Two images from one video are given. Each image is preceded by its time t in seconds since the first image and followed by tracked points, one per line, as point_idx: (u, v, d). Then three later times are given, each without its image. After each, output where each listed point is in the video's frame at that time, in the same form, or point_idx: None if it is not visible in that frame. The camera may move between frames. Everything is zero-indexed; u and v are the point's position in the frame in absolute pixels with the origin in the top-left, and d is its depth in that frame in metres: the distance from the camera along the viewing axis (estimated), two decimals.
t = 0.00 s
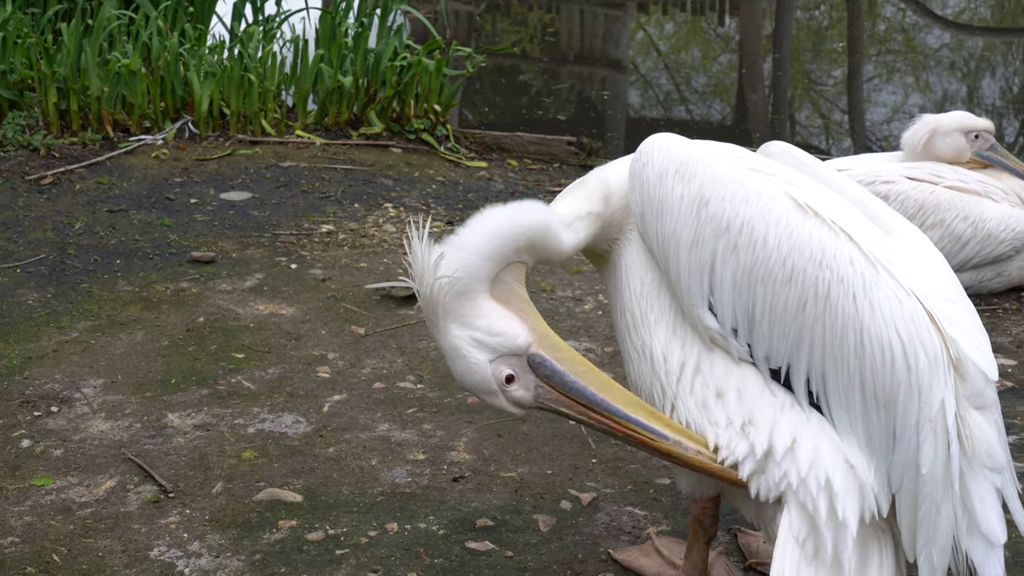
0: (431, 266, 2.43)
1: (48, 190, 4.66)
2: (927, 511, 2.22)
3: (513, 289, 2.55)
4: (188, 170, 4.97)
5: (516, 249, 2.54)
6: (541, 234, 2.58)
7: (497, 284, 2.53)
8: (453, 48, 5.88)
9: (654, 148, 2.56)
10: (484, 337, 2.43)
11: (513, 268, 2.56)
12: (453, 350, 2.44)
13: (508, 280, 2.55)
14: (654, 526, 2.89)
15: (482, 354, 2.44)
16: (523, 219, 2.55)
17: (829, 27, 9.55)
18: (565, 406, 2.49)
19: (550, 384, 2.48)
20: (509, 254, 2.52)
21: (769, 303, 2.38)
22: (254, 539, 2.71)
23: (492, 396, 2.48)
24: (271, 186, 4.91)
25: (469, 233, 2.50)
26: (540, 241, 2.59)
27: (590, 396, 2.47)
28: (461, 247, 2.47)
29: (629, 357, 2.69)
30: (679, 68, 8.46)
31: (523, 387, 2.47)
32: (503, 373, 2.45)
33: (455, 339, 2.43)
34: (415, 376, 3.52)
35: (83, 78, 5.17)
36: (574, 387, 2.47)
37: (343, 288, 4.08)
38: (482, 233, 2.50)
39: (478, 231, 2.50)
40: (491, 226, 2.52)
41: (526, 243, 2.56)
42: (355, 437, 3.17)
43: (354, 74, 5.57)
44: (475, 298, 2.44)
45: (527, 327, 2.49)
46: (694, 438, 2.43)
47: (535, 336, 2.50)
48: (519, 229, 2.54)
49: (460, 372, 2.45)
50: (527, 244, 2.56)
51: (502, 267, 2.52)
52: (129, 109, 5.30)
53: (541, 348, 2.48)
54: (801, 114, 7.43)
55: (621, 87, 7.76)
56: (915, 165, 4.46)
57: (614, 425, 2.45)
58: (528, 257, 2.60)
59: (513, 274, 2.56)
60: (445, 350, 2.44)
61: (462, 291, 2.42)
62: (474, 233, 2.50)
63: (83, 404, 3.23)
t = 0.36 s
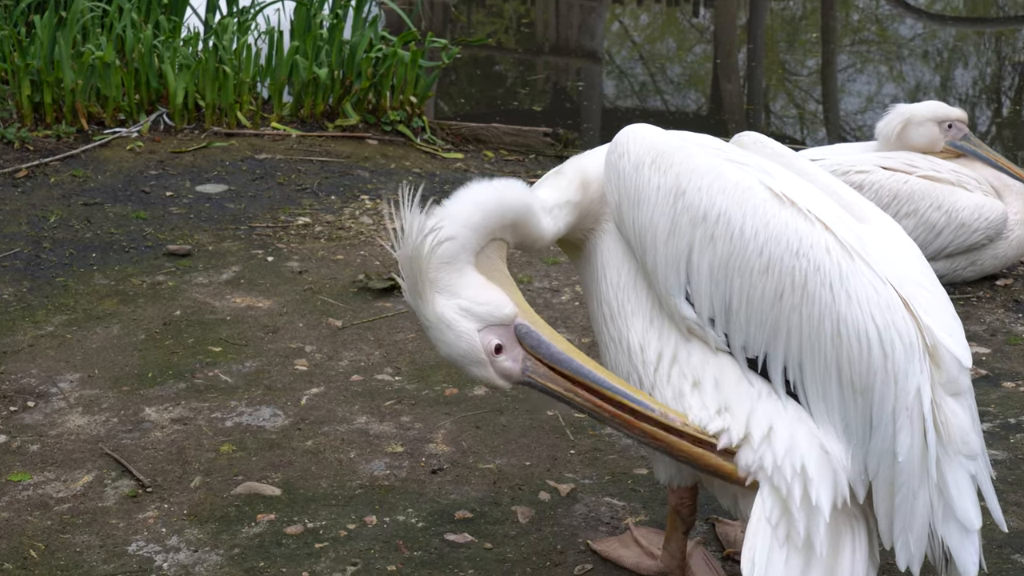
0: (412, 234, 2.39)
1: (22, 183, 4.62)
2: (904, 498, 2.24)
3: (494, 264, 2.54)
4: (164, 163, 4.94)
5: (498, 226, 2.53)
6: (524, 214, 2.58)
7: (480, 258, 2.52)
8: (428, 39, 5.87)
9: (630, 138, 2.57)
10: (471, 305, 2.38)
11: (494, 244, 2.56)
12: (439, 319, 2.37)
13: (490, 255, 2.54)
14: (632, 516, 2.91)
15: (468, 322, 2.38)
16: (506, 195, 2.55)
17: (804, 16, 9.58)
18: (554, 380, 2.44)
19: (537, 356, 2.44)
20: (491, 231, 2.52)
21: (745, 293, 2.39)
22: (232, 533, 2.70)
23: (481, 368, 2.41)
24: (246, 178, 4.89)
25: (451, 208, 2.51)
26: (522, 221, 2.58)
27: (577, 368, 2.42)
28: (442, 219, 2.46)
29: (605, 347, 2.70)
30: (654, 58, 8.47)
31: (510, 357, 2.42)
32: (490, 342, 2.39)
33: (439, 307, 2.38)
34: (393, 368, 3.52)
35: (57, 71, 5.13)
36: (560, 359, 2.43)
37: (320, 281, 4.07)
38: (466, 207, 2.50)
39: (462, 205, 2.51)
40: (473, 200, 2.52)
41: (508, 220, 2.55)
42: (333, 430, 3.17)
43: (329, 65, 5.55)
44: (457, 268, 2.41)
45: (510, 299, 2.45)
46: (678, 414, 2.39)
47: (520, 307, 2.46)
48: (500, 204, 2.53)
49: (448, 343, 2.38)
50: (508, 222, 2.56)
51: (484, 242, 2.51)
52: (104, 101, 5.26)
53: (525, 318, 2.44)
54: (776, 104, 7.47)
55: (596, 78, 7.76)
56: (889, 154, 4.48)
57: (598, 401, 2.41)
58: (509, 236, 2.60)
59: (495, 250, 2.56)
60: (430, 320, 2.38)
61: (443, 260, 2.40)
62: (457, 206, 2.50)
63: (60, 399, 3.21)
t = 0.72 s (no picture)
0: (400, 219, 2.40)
1: None
2: (883, 490, 2.26)
3: (481, 253, 2.52)
4: (139, 158, 4.91)
5: (490, 216, 2.51)
6: (514, 207, 2.55)
7: (469, 247, 2.51)
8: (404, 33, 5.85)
9: (607, 132, 2.57)
10: (451, 292, 2.37)
11: (483, 233, 2.54)
12: (418, 303, 2.37)
13: (479, 244, 2.53)
14: (611, 510, 2.91)
15: (448, 310, 2.37)
16: (499, 186, 2.53)
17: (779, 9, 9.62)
18: (531, 369, 2.43)
19: (516, 347, 2.42)
20: (482, 220, 2.50)
21: (723, 286, 2.40)
22: (210, 530, 2.69)
23: (458, 357, 2.40)
24: (222, 173, 4.86)
25: (444, 195, 2.50)
26: (511, 214, 2.55)
27: (556, 358, 2.41)
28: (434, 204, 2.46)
29: (584, 341, 2.70)
30: (630, 51, 8.48)
31: (489, 347, 2.41)
32: (467, 331, 2.38)
33: (420, 292, 2.37)
34: (371, 364, 3.51)
35: (31, 65, 5.09)
36: (540, 351, 2.42)
37: (297, 276, 4.05)
38: (460, 194, 2.49)
39: (457, 193, 2.49)
40: (466, 187, 2.51)
41: (497, 211, 2.53)
42: (311, 425, 3.16)
43: (305, 59, 5.53)
44: (443, 255, 2.40)
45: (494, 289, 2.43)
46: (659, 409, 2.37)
47: (503, 298, 2.44)
48: (491, 193, 2.51)
49: (427, 330, 2.37)
50: (498, 213, 2.53)
51: (473, 230, 2.49)
52: (78, 96, 5.23)
53: (506, 309, 2.42)
54: (751, 98, 7.50)
55: (572, 72, 7.77)
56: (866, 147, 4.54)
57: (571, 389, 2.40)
58: (497, 228, 2.57)
59: (484, 241, 2.54)
60: (409, 303, 2.37)
61: (430, 246, 2.39)
62: (451, 194, 2.49)
63: (36, 395, 3.19)
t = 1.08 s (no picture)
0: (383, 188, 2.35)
1: None
2: (858, 487, 2.27)
3: (461, 234, 2.52)
4: (114, 155, 4.88)
5: (470, 194, 2.51)
6: (491, 189, 2.54)
7: (449, 226, 2.50)
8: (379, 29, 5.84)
9: (581, 128, 2.57)
10: (442, 267, 2.35)
11: (461, 213, 2.53)
12: (410, 278, 2.32)
13: (458, 224, 2.52)
14: (590, 508, 2.92)
15: (439, 281, 2.33)
16: (477, 165, 2.51)
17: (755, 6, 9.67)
18: (519, 350, 2.43)
19: (503, 325, 2.42)
20: (462, 198, 2.50)
21: (698, 282, 2.41)
22: (188, 529, 2.68)
23: (448, 331, 2.34)
24: (198, 170, 4.84)
25: (422, 170, 2.48)
26: (488, 198, 2.55)
27: (540, 339, 2.43)
28: (413, 179, 2.43)
29: (561, 338, 2.71)
30: (606, 48, 8.50)
31: (478, 324, 2.38)
32: (460, 305, 2.35)
33: (410, 267, 2.33)
34: (349, 361, 3.51)
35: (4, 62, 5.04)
36: (527, 331, 2.43)
37: (273, 273, 4.04)
38: (439, 170, 2.47)
39: (435, 168, 2.48)
40: (446, 164, 2.49)
41: (476, 191, 2.52)
42: (289, 424, 3.15)
43: (280, 56, 5.50)
44: (426, 230, 2.39)
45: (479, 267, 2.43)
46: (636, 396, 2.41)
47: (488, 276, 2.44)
48: (471, 170, 2.50)
49: (417, 302, 2.31)
50: (476, 194, 2.53)
51: (453, 209, 2.48)
52: (53, 94, 5.19)
53: (493, 287, 2.41)
54: (727, 94, 7.54)
55: (548, 69, 7.78)
56: (840, 144, 4.57)
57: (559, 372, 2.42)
58: (475, 210, 2.57)
59: (463, 220, 2.54)
60: (400, 279, 2.32)
61: (414, 219, 2.37)
62: (430, 169, 2.47)
63: (12, 395, 3.16)
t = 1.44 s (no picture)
0: (349, 211, 2.38)
1: None
2: (839, 486, 2.28)
3: (431, 247, 2.53)
4: (89, 156, 4.86)
5: (438, 205, 2.51)
6: (461, 196, 2.54)
7: (420, 239, 2.51)
8: (355, 29, 5.83)
9: (560, 127, 2.58)
10: (414, 280, 2.35)
11: (431, 225, 2.54)
12: (381, 294, 2.32)
13: (428, 236, 2.53)
14: (569, 508, 2.93)
15: (411, 296, 2.34)
16: (443, 173, 2.51)
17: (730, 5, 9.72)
18: (496, 359, 2.43)
19: (478, 334, 2.43)
20: (431, 210, 2.50)
21: (678, 282, 2.42)
22: (167, 531, 2.67)
23: (422, 345, 2.35)
24: (173, 171, 4.81)
25: (388, 185, 2.48)
26: (459, 204, 2.55)
27: (517, 347, 2.44)
28: (379, 195, 2.44)
29: (541, 338, 2.71)
30: (582, 47, 8.52)
31: (453, 334, 2.39)
32: (433, 317, 2.35)
33: (381, 283, 2.33)
34: (327, 362, 3.51)
35: None
36: (503, 340, 2.43)
37: (250, 274, 4.03)
38: (405, 183, 2.47)
39: (401, 181, 2.48)
40: (411, 176, 2.50)
41: (444, 195, 2.51)
42: (267, 425, 3.14)
43: (255, 56, 5.48)
44: (396, 244, 2.38)
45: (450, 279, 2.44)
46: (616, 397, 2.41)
47: (459, 286, 2.44)
48: (438, 180, 2.50)
49: (389, 318, 2.32)
50: (445, 203, 2.53)
51: (422, 220, 2.48)
52: (27, 94, 5.16)
53: (466, 297, 2.42)
54: (703, 94, 7.57)
55: (524, 68, 7.79)
56: (817, 143, 4.60)
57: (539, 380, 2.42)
58: (446, 220, 2.58)
59: (433, 232, 2.54)
60: (372, 296, 2.33)
61: (382, 235, 2.37)
62: (396, 184, 2.47)
63: None
